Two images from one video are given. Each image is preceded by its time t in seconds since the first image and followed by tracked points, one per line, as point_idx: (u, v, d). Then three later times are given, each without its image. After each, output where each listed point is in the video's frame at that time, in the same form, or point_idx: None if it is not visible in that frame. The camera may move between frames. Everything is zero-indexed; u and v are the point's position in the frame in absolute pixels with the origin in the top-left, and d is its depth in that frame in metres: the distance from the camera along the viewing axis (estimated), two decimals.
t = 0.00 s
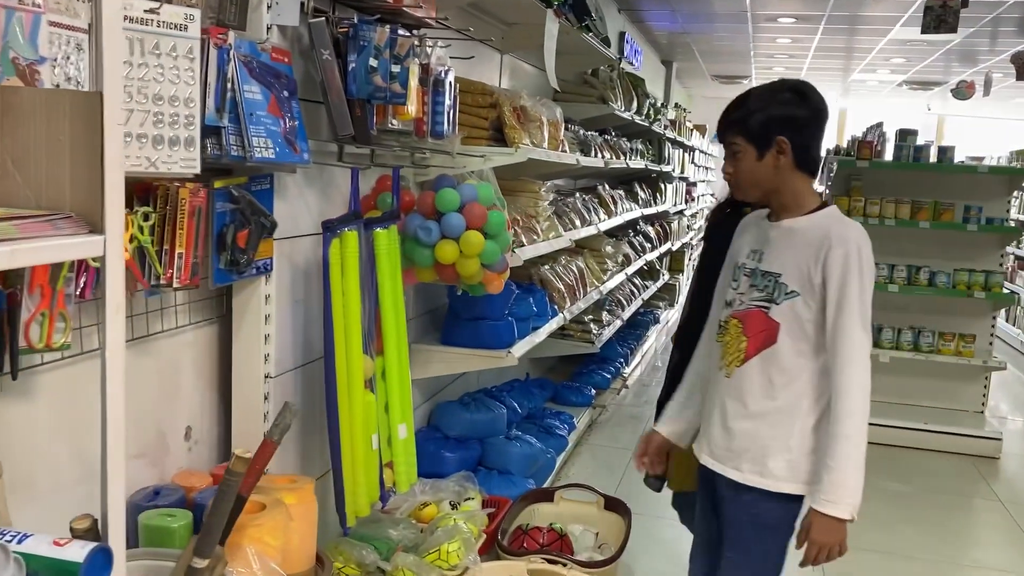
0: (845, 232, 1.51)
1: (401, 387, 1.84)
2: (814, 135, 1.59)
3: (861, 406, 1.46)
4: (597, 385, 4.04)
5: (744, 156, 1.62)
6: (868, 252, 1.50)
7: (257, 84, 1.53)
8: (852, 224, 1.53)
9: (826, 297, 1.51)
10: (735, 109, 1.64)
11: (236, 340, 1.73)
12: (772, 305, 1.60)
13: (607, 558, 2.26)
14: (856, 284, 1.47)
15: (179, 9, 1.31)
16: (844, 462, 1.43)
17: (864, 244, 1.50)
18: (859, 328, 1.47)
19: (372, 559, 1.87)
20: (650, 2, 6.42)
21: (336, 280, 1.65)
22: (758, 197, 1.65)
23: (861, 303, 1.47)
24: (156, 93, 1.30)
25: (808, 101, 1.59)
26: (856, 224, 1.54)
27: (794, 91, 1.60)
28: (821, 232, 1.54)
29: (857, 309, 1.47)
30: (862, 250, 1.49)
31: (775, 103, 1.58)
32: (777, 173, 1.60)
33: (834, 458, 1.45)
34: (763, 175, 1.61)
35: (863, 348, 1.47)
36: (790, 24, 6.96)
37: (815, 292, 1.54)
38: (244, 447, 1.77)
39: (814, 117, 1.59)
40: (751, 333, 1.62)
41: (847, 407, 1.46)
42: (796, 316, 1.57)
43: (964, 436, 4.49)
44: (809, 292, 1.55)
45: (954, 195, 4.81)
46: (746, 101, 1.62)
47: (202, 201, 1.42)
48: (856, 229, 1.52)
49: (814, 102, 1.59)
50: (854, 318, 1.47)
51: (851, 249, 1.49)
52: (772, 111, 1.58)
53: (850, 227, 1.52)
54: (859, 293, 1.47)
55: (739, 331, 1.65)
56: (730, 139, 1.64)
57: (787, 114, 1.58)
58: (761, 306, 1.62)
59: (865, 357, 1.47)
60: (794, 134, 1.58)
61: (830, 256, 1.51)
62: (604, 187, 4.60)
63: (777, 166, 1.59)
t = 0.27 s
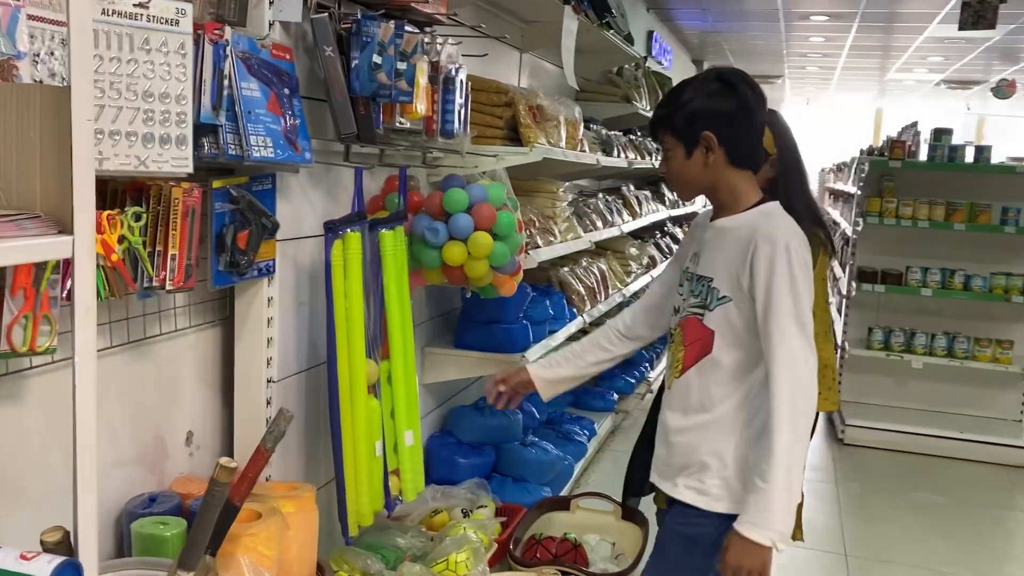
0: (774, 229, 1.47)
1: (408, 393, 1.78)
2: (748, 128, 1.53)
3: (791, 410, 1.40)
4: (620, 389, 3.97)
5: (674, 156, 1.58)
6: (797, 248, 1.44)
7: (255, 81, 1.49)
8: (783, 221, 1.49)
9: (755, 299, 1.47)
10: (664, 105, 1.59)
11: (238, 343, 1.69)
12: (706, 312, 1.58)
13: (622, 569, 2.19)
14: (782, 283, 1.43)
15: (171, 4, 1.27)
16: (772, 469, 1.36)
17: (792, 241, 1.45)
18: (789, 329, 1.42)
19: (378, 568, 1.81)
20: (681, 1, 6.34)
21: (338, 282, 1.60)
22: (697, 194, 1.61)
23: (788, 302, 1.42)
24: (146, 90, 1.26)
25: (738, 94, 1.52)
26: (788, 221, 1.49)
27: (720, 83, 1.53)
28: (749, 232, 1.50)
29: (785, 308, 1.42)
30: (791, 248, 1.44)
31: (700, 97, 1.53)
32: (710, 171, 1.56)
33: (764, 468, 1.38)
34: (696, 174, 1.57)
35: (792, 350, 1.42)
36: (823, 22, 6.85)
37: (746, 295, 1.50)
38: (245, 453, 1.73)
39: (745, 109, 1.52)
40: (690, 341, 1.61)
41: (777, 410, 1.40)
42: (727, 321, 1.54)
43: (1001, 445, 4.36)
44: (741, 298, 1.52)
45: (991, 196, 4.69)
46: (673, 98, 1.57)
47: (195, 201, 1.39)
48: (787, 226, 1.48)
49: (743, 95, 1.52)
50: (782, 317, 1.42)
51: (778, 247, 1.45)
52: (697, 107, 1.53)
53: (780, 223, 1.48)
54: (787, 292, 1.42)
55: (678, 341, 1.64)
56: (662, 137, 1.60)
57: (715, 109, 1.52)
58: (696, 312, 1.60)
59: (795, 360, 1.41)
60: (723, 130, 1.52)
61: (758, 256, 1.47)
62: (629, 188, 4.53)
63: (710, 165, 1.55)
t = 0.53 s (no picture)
0: (689, 239, 1.41)
1: (422, 403, 1.79)
2: (685, 129, 1.47)
3: (688, 432, 1.37)
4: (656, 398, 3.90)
5: (612, 155, 1.53)
6: (710, 261, 1.39)
7: (268, 85, 1.46)
8: (700, 228, 1.43)
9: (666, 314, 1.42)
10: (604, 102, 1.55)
11: (255, 350, 1.67)
12: (626, 326, 1.53)
13: None
14: (690, 298, 1.38)
15: (178, 7, 1.25)
16: (665, 495, 1.34)
17: (705, 252, 1.39)
18: (694, 346, 1.38)
19: None
20: (724, 2, 6.24)
21: (352, 291, 1.57)
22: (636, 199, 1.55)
23: (693, 319, 1.38)
24: (152, 94, 1.24)
25: (676, 93, 1.46)
26: (709, 229, 1.43)
27: (662, 79, 1.47)
28: (663, 242, 1.45)
29: (690, 325, 1.38)
30: (705, 260, 1.39)
31: (638, 91, 1.47)
32: (643, 172, 1.49)
33: (660, 494, 1.36)
34: (630, 176, 1.51)
35: (699, 368, 1.37)
36: (872, 21, 6.68)
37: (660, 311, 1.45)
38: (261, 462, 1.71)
39: (682, 109, 1.46)
40: (612, 355, 1.56)
41: (672, 434, 1.36)
42: (643, 337, 1.49)
43: None
44: (656, 313, 1.47)
45: None
46: (614, 92, 1.52)
47: (204, 207, 1.37)
48: (704, 235, 1.42)
49: (681, 94, 1.46)
50: (689, 335, 1.38)
51: (689, 258, 1.39)
52: (633, 101, 1.47)
53: (696, 233, 1.42)
54: (696, 306, 1.38)
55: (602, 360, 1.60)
56: (603, 136, 1.55)
57: (652, 107, 1.46)
58: (618, 325, 1.56)
59: (696, 388, 1.37)
60: (658, 127, 1.46)
61: (670, 267, 1.41)
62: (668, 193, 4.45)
63: (644, 167, 1.49)
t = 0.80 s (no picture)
0: (604, 235, 1.30)
1: (439, 413, 1.81)
2: (616, 127, 1.30)
3: (588, 443, 1.23)
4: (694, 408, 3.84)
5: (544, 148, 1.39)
6: (624, 257, 1.27)
7: (286, 91, 1.45)
8: (623, 222, 1.31)
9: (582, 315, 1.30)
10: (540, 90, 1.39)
11: (276, 357, 1.67)
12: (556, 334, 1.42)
13: None
14: (600, 297, 1.26)
15: (192, 14, 1.25)
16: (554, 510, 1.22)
17: (617, 248, 1.27)
18: (600, 349, 1.26)
19: None
20: (771, 5, 6.14)
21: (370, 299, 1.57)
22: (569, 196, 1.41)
23: (601, 321, 1.26)
24: (166, 101, 1.24)
25: (604, 87, 1.29)
26: (632, 226, 1.30)
27: (594, 68, 1.30)
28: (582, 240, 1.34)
29: (599, 325, 1.26)
30: (619, 257, 1.27)
31: (568, 83, 1.31)
32: (573, 169, 1.36)
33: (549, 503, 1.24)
34: (563, 174, 1.37)
35: (605, 372, 1.25)
36: (924, 23, 6.52)
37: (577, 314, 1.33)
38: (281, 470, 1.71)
39: (610, 105, 1.29)
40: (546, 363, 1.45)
41: (569, 444, 1.23)
42: (567, 343, 1.36)
43: None
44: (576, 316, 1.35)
45: None
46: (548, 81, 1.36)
47: (220, 214, 1.37)
48: (624, 231, 1.30)
49: (608, 88, 1.28)
50: (596, 337, 1.26)
51: (601, 254, 1.28)
52: (561, 92, 1.32)
53: (611, 229, 1.30)
54: (605, 301, 1.26)
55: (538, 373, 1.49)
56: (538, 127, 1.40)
57: (581, 101, 1.30)
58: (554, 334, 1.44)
59: (598, 389, 1.24)
60: (585, 124, 1.30)
61: (585, 264, 1.30)
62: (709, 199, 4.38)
63: (575, 165, 1.35)
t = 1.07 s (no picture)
0: (538, 234, 1.26)
1: (446, 418, 1.83)
2: (557, 128, 1.28)
3: (509, 442, 1.23)
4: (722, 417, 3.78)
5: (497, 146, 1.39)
6: (554, 258, 1.24)
7: (289, 95, 1.46)
8: (560, 220, 1.27)
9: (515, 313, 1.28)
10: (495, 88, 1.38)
11: (282, 360, 1.67)
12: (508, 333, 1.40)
13: None
14: (527, 298, 1.24)
15: (188, 17, 1.27)
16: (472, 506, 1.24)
17: (547, 247, 1.24)
18: (525, 348, 1.24)
19: None
20: (810, 8, 6.04)
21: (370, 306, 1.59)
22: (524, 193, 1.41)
23: (530, 321, 1.24)
24: (163, 104, 1.26)
25: (543, 87, 1.27)
26: (568, 224, 1.27)
27: (537, 67, 1.28)
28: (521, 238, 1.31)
29: (527, 324, 1.24)
30: (548, 257, 1.24)
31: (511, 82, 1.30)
32: (522, 168, 1.35)
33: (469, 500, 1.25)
34: (516, 173, 1.37)
35: (529, 372, 1.23)
36: (969, 25, 6.38)
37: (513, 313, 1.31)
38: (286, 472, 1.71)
39: (549, 105, 1.27)
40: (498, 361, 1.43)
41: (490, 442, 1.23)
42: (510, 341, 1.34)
43: None
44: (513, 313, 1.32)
45: None
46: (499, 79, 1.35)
47: (219, 216, 1.38)
48: (559, 231, 1.26)
49: (547, 89, 1.27)
50: (521, 337, 1.24)
51: (532, 254, 1.25)
52: (506, 90, 1.31)
53: (545, 228, 1.27)
54: (531, 301, 1.24)
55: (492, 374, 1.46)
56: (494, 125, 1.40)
57: (523, 100, 1.29)
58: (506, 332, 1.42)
59: (520, 391, 1.23)
60: (527, 123, 1.29)
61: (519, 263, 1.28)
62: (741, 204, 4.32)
63: (523, 165, 1.34)
